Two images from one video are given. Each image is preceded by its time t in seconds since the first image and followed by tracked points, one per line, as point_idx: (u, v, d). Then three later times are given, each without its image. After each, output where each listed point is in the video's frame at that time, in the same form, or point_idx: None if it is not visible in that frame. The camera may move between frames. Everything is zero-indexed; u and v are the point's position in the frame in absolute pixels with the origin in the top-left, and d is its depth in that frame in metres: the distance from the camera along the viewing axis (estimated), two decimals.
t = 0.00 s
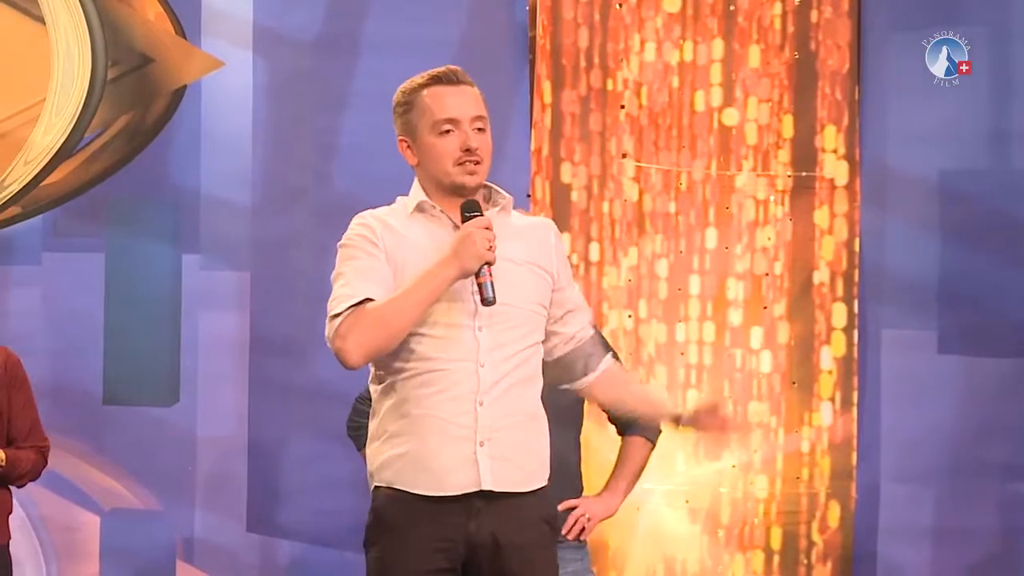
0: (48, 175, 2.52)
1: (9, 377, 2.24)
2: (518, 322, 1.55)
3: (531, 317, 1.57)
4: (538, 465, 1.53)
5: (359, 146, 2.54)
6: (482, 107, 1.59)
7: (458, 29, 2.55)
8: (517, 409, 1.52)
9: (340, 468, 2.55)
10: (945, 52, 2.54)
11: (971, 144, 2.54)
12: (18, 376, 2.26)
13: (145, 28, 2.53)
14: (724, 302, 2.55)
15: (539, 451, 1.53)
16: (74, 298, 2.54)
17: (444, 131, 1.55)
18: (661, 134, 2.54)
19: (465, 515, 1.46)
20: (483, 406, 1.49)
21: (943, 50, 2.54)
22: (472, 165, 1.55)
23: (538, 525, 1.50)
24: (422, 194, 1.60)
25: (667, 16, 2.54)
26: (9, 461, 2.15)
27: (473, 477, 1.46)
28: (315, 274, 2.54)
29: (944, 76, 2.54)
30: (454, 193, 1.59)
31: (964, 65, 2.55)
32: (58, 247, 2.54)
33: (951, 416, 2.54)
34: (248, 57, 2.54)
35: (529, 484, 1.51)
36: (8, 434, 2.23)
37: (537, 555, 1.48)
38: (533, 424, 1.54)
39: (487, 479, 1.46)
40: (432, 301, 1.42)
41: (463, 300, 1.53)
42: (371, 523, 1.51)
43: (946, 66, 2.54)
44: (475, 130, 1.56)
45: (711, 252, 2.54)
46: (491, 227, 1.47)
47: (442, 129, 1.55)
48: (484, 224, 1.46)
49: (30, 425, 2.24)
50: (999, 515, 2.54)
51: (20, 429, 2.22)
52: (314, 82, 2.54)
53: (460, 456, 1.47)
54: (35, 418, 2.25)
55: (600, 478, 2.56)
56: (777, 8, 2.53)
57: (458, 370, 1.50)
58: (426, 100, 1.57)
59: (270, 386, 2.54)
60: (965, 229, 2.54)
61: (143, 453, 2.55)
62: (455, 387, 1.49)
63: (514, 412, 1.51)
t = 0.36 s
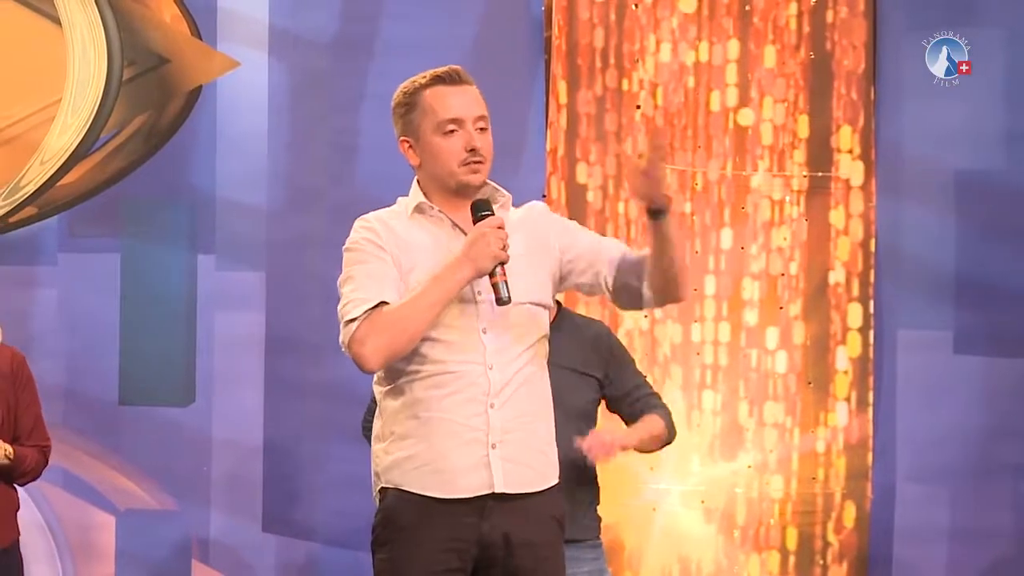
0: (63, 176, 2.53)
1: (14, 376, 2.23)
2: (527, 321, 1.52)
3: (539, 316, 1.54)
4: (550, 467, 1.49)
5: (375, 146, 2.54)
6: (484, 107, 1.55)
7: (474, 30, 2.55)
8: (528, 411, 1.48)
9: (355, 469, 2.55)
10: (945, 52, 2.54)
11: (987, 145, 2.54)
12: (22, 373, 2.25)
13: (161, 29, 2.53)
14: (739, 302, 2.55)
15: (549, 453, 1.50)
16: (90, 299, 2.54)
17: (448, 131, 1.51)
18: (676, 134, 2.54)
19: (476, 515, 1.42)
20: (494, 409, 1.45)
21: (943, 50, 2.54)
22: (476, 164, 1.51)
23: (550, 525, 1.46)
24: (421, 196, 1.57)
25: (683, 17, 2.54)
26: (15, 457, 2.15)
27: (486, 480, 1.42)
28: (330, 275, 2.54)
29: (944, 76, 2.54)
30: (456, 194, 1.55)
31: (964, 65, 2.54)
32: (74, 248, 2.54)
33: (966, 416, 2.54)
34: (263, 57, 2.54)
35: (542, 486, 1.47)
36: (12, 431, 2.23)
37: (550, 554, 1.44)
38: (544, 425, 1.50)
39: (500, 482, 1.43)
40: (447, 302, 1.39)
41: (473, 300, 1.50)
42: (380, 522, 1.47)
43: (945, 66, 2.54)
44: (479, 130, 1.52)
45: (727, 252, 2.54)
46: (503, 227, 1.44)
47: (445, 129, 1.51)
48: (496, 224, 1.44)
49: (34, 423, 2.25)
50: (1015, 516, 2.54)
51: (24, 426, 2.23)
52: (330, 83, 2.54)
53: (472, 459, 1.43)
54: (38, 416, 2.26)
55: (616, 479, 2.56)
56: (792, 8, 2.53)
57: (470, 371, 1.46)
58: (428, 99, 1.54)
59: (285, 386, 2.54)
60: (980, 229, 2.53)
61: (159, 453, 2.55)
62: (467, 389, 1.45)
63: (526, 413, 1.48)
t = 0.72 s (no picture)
0: (75, 176, 2.53)
1: (26, 372, 2.24)
2: (512, 322, 1.52)
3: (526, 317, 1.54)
4: (542, 467, 1.48)
5: (385, 146, 2.54)
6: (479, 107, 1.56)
7: (484, 30, 2.55)
8: (517, 411, 1.48)
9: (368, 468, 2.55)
10: (945, 52, 2.54)
11: (997, 145, 2.53)
12: (35, 371, 2.26)
13: (171, 29, 2.53)
14: (750, 302, 2.55)
15: (541, 453, 1.49)
16: (102, 299, 2.55)
17: (445, 130, 1.52)
18: (688, 133, 2.54)
19: (467, 515, 1.42)
20: (481, 411, 1.45)
21: (943, 50, 2.54)
22: (472, 165, 1.53)
23: (543, 525, 1.45)
24: (411, 198, 1.58)
25: (694, 16, 2.54)
26: (27, 454, 2.16)
27: (473, 482, 1.42)
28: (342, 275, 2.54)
29: (944, 76, 2.54)
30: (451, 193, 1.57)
31: (964, 65, 2.54)
32: (87, 248, 2.54)
33: (977, 416, 2.54)
34: (274, 58, 2.54)
35: (534, 486, 1.46)
36: (25, 427, 2.23)
37: (543, 555, 1.44)
38: (536, 425, 1.49)
39: (488, 484, 1.42)
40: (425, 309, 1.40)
41: (458, 304, 1.51)
42: (376, 523, 1.48)
43: (945, 66, 2.54)
44: (475, 130, 1.54)
45: (738, 252, 2.54)
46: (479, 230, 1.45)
47: (441, 128, 1.52)
48: (472, 227, 1.45)
49: (46, 420, 2.25)
50: None
51: (37, 423, 2.23)
52: (340, 83, 2.54)
53: (460, 461, 1.43)
54: (51, 413, 2.26)
55: (628, 481, 2.56)
56: (804, 7, 2.53)
57: (456, 374, 1.46)
58: (423, 99, 1.55)
59: (296, 386, 2.54)
60: (991, 228, 2.53)
61: (171, 454, 2.55)
62: (453, 391, 1.46)
63: (514, 414, 1.47)
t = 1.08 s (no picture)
0: (79, 176, 2.53)
1: (38, 370, 2.22)
2: (514, 323, 1.52)
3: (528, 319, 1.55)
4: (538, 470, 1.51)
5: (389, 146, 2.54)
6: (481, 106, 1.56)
7: (488, 30, 2.55)
8: (517, 415, 1.50)
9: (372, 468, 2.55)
10: (945, 52, 2.54)
11: (1001, 144, 2.53)
12: (45, 368, 2.24)
13: (175, 29, 2.53)
14: (755, 302, 2.55)
15: (537, 456, 1.52)
16: (106, 299, 2.55)
17: (446, 129, 1.52)
18: (692, 133, 2.54)
19: (468, 516, 1.44)
20: (485, 416, 1.46)
21: (943, 50, 2.54)
22: (473, 164, 1.52)
23: (541, 526, 1.49)
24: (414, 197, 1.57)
25: (698, 16, 2.54)
26: (41, 454, 2.15)
27: (476, 487, 1.44)
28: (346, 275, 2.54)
29: (944, 76, 2.54)
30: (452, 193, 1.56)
31: (964, 65, 2.54)
32: (91, 248, 2.54)
33: (981, 415, 2.54)
34: (278, 58, 2.54)
35: (531, 488, 1.49)
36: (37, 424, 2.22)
37: (542, 555, 1.46)
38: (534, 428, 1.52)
39: (491, 489, 1.44)
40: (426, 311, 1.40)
41: (461, 305, 1.50)
42: (373, 523, 1.48)
43: (945, 66, 2.54)
44: (476, 129, 1.53)
45: (742, 252, 2.54)
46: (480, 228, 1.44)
47: (443, 127, 1.52)
48: (473, 225, 1.44)
49: (59, 418, 2.25)
50: None
51: (49, 420, 2.22)
52: (344, 83, 2.54)
53: (462, 466, 1.45)
54: (63, 411, 2.26)
55: (633, 481, 2.56)
56: (808, 7, 2.53)
57: (460, 379, 1.46)
58: (425, 98, 1.54)
59: (299, 386, 2.54)
60: (995, 228, 2.53)
61: (175, 454, 2.55)
62: (456, 395, 1.46)
63: (514, 419, 1.49)
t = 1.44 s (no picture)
0: (82, 176, 2.52)
1: (53, 371, 2.20)
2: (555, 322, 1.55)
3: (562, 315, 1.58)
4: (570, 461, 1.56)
5: (391, 146, 2.54)
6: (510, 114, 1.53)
7: (490, 30, 2.55)
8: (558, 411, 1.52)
9: (374, 468, 2.56)
10: (946, 52, 2.54)
11: (1004, 144, 2.53)
12: (61, 371, 2.22)
13: (177, 29, 2.53)
14: (757, 302, 2.55)
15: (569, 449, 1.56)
16: (108, 299, 2.55)
17: (472, 140, 1.50)
18: (694, 133, 2.54)
19: (517, 519, 1.46)
20: (537, 416, 1.48)
21: (943, 50, 2.54)
22: (497, 175, 1.51)
23: (577, 527, 1.53)
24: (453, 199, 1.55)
25: (700, 16, 2.54)
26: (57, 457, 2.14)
27: (533, 486, 1.46)
28: (347, 275, 2.54)
29: (945, 76, 2.54)
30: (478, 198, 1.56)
31: (964, 65, 2.54)
32: (93, 248, 2.54)
33: (983, 415, 2.54)
34: (280, 58, 2.54)
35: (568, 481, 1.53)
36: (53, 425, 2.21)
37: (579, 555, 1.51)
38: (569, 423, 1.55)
39: (546, 488, 1.47)
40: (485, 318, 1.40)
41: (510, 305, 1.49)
42: (416, 522, 1.47)
43: (946, 66, 2.54)
44: (503, 140, 1.51)
45: (745, 252, 2.54)
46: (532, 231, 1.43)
47: (468, 137, 1.50)
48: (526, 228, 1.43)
49: (74, 419, 2.23)
50: None
51: (66, 421, 2.21)
52: (346, 83, 2.54)
53: (519, 466, 1.46)
54: (79, 412, 2.24)
55: (635, 480, 2.56)
56: (810, 7, 2.53)
57: (513, 380, 1.46)
58: (455, 105, 1.52)
59: (301, 386, 2.54)
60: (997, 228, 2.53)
61: (177, 454, 2.55)
62: (511, 397, 1.46)
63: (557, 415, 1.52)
